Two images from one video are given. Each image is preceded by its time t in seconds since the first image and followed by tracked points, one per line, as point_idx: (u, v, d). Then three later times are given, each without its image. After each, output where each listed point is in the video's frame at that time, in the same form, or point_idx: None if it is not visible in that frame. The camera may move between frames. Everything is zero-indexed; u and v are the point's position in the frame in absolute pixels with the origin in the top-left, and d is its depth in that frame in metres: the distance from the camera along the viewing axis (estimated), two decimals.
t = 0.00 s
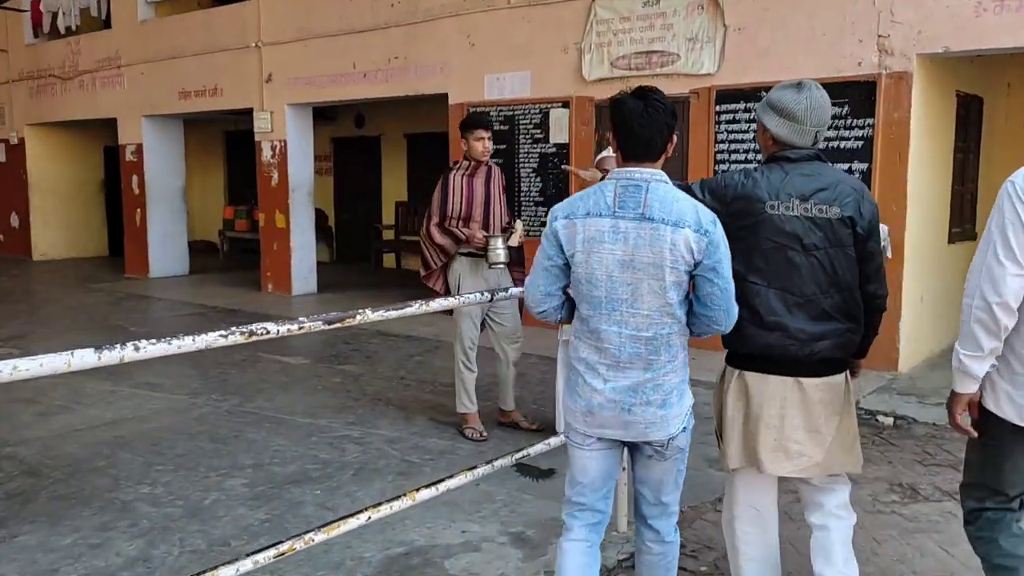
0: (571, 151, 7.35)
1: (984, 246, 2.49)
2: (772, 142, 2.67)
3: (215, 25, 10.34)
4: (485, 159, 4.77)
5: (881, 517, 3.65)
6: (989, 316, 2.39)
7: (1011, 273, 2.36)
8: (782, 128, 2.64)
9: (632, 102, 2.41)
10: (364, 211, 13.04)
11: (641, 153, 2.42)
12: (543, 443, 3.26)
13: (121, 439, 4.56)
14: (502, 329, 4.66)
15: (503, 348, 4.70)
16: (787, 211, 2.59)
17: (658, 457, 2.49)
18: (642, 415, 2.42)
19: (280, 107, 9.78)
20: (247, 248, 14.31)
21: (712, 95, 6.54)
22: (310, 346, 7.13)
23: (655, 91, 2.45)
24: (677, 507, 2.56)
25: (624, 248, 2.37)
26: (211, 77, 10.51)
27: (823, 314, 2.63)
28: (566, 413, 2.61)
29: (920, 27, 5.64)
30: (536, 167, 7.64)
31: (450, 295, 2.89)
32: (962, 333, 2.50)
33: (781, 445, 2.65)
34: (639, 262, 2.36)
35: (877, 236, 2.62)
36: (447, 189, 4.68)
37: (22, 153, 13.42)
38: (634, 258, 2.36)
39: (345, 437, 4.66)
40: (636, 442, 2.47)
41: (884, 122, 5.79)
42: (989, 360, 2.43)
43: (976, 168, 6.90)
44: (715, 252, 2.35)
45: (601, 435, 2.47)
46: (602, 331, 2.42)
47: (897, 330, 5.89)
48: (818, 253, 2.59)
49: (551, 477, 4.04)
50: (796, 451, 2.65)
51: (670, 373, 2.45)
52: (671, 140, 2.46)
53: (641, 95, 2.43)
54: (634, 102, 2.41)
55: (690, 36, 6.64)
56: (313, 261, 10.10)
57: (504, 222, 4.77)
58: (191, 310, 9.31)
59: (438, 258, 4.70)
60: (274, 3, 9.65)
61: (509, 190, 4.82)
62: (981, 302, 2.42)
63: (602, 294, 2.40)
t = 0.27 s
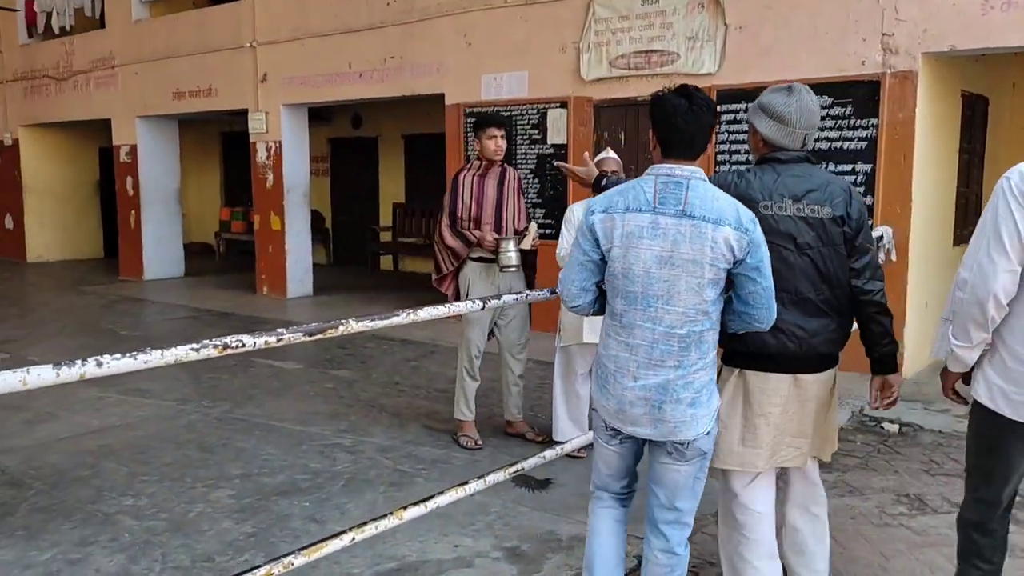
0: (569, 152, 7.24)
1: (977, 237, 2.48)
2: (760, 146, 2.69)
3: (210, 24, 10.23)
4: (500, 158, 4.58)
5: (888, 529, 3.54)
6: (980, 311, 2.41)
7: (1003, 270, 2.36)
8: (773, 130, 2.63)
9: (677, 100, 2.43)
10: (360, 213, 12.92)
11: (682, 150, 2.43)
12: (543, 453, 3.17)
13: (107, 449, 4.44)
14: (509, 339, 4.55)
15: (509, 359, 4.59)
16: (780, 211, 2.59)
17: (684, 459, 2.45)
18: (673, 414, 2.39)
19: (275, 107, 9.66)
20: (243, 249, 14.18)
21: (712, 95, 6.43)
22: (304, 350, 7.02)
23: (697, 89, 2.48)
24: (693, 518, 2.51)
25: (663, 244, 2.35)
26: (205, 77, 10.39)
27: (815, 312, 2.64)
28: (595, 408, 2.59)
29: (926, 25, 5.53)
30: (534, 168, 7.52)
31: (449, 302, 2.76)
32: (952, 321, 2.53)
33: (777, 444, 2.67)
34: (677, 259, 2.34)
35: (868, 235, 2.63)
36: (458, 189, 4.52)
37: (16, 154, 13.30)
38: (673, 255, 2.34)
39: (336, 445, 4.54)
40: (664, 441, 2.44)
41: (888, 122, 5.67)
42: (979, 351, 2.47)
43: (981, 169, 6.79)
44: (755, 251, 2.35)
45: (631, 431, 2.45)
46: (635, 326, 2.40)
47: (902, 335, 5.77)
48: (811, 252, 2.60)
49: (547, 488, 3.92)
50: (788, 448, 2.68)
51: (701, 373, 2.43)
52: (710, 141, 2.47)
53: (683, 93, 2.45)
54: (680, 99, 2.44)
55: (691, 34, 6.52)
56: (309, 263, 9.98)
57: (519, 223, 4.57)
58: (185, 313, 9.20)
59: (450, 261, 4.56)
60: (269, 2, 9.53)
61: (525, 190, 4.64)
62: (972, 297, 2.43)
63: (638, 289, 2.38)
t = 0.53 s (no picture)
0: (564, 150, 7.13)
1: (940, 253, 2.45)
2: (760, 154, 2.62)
3: (201, 24, 10.11)
4: (508, 156, 4.38)
5: (892, 537, 3.42)
6: (953, 320, 2.34)
7: (969, 276, 2.31)
8: (778, 129, 2.54)
9: (696, 95, 2.35)
10: (356, 214, 12.80)
11: (698, 146, 2.34)
12: (549, 456, 2.99)
13: (89, 458, 4.33)
14: (504, 340, 4.44)
15: (503, 362, 4.47)
16: (787, 210, 2.49)
17: (688, 463, 2.35)
18: (674, 415, 2.30)
19: (267, 107, 9.55)
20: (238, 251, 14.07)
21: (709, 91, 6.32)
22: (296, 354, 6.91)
23: (716, 86, 2.40)
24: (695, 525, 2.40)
25: (669, 239, 2.26)
26: (197, 78, 10.28)
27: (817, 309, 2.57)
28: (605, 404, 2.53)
29: (926, 19, 5.41)
30: (529, 167, 7.41)
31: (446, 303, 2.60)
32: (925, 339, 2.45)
33: (789, 437, 2.64)
34: (682, 255, 2.25)
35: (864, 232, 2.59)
36: (462, 187, 4.34)
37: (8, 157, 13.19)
38: (677, 251, 2.25)
39: (325, 453, 4.43)
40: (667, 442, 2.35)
41: (888, 118, 5.56)
42: (956, 365, 2.38)
43: (983, 164, 6.68)
44: (764, 250, 2.24)
45: (634, 428, 2.38)
46: (638, 322, 2.32)
47: (904, 335, 5.65)
48: (815, 249, 2.52)
49: (540, 496, 3.81)
50: (802, 438, 2.67)
51: (706, 374, 2.32)
52: (726, 142, 2.38)
53: (704, 89, 2.36)
54: (699, 95, 2.35)
55: (687, 30, 6.40)
56: (303, 265, 9.87)
57: (524, 224, 4.34)
58: (177, 316, 9.09)
59: (453, 262, 4.45)
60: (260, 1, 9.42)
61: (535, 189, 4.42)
62: (942, 308, 2.37)
63: (642, 285, 2.30)
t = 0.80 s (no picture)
0: (577, 140, 6.98)
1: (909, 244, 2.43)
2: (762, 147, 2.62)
3: (213, 13, 10.03)
4: (524, 145, 4.21)
5: (912, 545, 3.27)
6: (927, 309, 2.32)
7: (942, 267, 2.29)
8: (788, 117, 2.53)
9: (718, 85, 2.21)
10: (369, 204, 12.71)
11: (716, 137, 2.21)
12: (553, 457, 2.80)
13: (88, 454, 4.27)
14: (513, 336, 4.30)
15: (512, 356, 4.34)
16: (810, 198, 2.51)
17: (709, 465, 2.28)
18: (691, 413, 2.22)
19: (278, 97, 9.46)
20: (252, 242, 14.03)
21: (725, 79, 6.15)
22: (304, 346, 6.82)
23: (740, 77, 2.26)
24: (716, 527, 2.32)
25: (680, 234, 2.17)
26: (208, 67, 10.21)
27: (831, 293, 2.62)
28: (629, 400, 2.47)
29: (951, 3, 5.22)
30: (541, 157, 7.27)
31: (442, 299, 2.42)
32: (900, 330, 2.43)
33: (807, 427, 2.67)
34: (693, 250, 2.15)
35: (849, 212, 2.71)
36: (474, 177, 4.23)
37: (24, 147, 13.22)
38: (688, 246, 2.16)
39: (327, 449, 4.33)
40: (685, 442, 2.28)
41: (911, 106, 5.37)
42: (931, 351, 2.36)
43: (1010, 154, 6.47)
44: (777, 246, 2.11)
45: (652, 425, 2.32)
46: (652, 318, 2.25)
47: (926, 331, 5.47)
48: (831, 234, 2.57)
49: (545, 497, 3.69)
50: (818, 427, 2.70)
51: (724, 371, 2.23)
52: (748, 134, 2.26)
53: (725, 81, 2.22)
54: (721, 85, 2.21)
55: (702, 16, 6.23)
56: (315, 257, 9.80)
57: (535, 217, 4.14)
58: (188, 307, 9.04)
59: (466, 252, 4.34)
60: None
61: (552, 183, 4.22)
62: (916, 300, 2.34)
63: (654, 281, 2.22)
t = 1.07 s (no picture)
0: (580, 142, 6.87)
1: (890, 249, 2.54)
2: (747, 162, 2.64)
3: (218, 7, 9.96)
4: (524, 146, 4.12)
5: (909, 568, 3.17)
6: (906, 314, 2.43)
7: (923, 272, 2.39)
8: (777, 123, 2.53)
9: (717, 89, 2.22)
10: (371, 203, 12.62)
11: (716, 141, 2.22)
12: (537, 470, 2.67)
13: (68, 452, 4.18)
14: (505, 341, 4.19)
15: (503, 362, 4.24)
16: (811, 206, 2.54)
17: (718, 469, 2.30)
18: (698, 420, 2.24)
19: (281, 93, 9.38)
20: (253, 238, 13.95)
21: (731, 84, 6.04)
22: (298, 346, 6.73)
23: (737, 80, 2.26)
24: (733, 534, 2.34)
25: (685, 240, 2.20)
26: (212, 61, 10.13)
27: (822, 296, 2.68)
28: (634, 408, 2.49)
29: (964, 11, 5.11)
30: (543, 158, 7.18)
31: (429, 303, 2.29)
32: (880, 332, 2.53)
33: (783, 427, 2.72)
34: (697, 256, 2.18)
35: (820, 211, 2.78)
36: (472, 177, 4.15)
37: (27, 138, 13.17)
38: (693, 251, 2.18)
39: (313, 452, 4.24)
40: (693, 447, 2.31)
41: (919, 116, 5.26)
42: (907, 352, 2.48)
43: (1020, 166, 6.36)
44: (780, 248, 2.13)
45: (658, 433, 2.34)
46: (658, 325, 2.28)
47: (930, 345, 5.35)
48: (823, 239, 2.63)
49: (533, 508, 3.59)
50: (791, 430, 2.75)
51: (730, 377, 2.25)
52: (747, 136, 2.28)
53: (723, 84, 2.23)
54: (720, 89, 2.22)
55: (710, 19, 6.12)
56: (314, 255, 9.71)
57: (531, 220, 4.05)
58: (185, 302, 8.96)
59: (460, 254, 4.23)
60: None
61: (551, 186, 4.13)
62: (897, 304, 2.45)
63: (660, 287, 2.25)
